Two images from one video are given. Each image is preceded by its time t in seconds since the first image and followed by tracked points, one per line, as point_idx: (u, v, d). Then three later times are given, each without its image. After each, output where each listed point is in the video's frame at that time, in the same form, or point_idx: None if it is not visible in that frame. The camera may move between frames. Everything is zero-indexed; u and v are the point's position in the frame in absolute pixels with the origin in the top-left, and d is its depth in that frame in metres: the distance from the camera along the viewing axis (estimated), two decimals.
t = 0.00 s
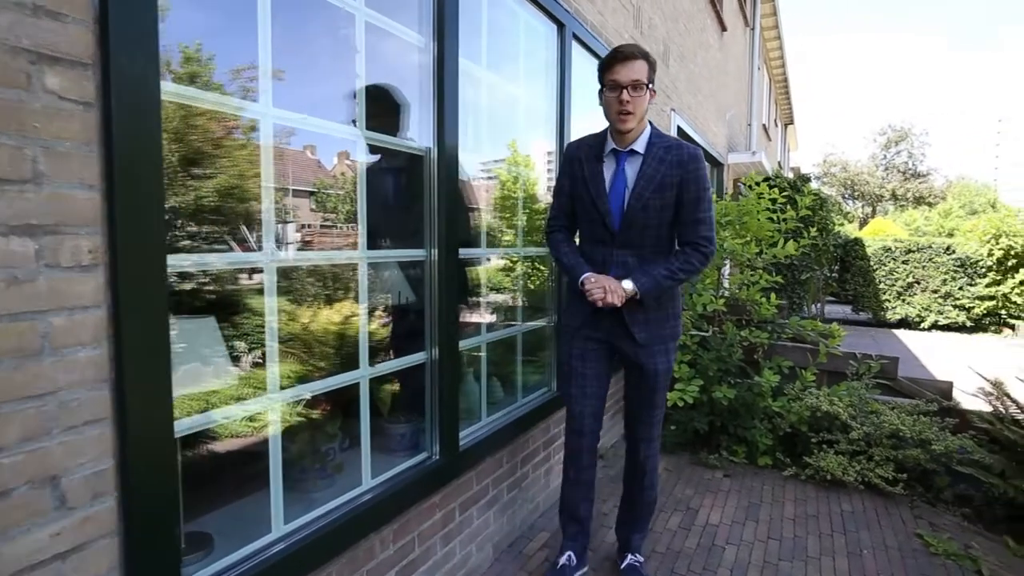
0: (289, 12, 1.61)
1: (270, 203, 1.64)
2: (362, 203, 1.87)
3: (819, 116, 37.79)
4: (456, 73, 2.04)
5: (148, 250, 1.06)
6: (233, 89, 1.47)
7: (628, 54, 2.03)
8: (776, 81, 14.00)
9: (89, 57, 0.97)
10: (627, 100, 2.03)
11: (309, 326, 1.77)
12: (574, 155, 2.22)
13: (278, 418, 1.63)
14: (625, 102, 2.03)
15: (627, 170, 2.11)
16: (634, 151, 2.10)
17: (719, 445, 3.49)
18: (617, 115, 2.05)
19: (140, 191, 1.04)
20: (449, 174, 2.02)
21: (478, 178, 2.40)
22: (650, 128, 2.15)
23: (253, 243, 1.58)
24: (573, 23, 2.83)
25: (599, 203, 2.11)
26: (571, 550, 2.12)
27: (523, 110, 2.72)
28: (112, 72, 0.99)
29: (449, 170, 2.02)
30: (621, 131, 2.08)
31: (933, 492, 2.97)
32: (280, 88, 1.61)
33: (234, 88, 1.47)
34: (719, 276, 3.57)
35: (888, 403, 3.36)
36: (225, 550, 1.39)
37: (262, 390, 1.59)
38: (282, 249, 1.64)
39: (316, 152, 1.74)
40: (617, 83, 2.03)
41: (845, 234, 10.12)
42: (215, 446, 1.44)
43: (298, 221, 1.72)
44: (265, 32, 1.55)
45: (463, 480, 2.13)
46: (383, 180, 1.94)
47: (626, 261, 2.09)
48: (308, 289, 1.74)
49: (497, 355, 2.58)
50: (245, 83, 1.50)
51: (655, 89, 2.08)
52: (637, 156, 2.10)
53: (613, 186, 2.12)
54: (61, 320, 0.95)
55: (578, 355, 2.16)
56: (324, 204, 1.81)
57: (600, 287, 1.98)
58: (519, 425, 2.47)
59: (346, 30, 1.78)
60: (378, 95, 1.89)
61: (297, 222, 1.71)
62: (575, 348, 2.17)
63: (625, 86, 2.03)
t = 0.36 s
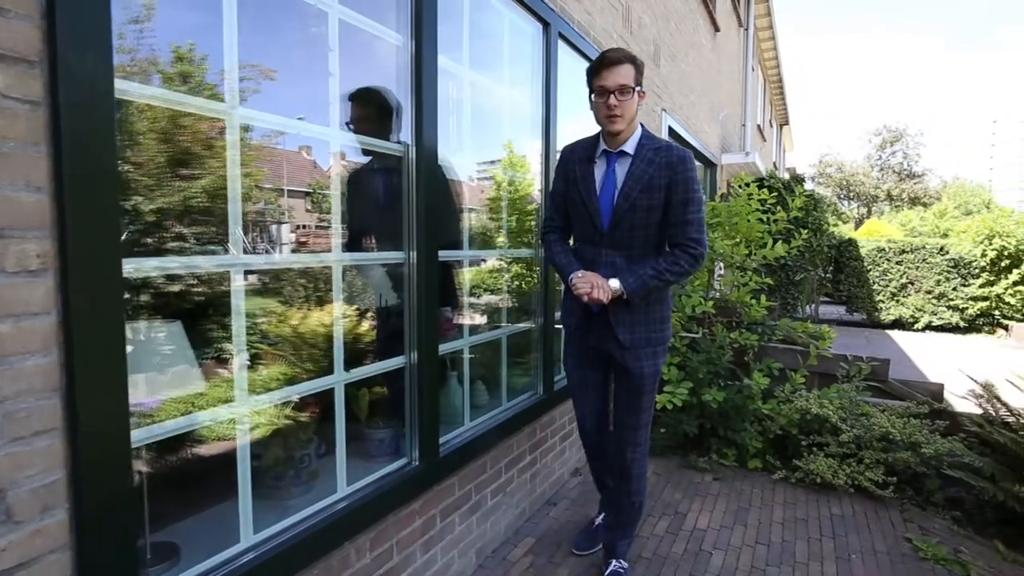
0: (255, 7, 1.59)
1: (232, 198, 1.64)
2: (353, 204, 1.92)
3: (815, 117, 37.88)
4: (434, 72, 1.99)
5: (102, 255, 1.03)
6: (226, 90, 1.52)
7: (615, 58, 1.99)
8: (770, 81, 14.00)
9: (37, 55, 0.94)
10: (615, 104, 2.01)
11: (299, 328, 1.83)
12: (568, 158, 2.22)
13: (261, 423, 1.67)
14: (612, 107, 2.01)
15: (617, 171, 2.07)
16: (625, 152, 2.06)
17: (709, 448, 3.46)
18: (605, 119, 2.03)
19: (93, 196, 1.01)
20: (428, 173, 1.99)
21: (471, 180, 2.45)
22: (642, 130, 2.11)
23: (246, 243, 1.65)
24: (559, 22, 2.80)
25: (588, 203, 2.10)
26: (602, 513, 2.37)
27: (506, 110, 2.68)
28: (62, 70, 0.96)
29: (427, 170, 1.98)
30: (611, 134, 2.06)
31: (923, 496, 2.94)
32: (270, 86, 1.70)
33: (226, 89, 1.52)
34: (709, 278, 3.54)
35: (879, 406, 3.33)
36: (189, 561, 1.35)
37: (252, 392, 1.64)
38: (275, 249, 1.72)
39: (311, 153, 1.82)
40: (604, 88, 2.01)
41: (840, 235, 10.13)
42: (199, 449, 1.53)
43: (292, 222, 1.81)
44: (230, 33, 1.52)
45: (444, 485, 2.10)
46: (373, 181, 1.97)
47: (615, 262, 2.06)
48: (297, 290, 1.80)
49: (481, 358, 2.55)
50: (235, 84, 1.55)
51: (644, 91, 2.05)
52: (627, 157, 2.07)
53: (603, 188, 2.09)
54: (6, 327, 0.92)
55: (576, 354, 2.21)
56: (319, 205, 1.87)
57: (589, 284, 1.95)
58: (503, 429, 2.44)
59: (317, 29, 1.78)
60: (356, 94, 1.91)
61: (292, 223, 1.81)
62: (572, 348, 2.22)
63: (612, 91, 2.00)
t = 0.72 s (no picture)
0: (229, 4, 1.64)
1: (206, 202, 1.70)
2: (358, 203, 1.98)
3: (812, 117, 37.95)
4: (417, 70, 1.95)
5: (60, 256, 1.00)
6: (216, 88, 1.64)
7: (590, 65, 1.96)
8: (767, 81, 13.99)
9: None
10: (593, 109, 1.98)
11: (290, 328, 1.88)
12: (553, 164, 2.21)
13: (252, 424, 1.71)
14: (591, 112, 1.99)
15: (599, 174, 2.05)
16: (605, 155, 2.04)
17: (701, 450, 3.44)
18: (585, 124, 2.01)
19: (49, 195, 0.98)
20: (411, 174, 1.95)
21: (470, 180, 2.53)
22: (624, 133, 2.08)
23: (242, 245, 1.76)
24: (547, 21, 2.77)
25: (571, 205, 2.08)
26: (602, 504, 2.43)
27: (492, 109, 2.65)
28: (16, 66, 0.93)
29: (410, 168, 1.95)
30: (592, 138, 2.03)
31: (916, 498, 2.94)
32: (262, 86, 1.81)
33: (218, 87, 1.64)
34: (700, 279, 3.52)
35: (871, 407, 3.30)
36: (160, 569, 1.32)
37: (242, 392, 1.69)
38: (270, 251, 1.81)
39: (308, 155, 1.85)
40: (582, 95, 1.99)
41: (835, 236, 10.13)
42: (189, 451, 1.58)
43: (288, 223, 1.89)
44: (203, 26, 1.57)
45: (428, 489, 2.07)
46: (372, 179, 1.97)
47: (598, 261, 2.04)
48: (293, 288, 1.86)
49: (468, 360, 2.53)
50: (226, 82, 1.67)
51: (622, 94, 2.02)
52: (608, 159, 2.04)
53: (586, 192, 2.07)
54: None
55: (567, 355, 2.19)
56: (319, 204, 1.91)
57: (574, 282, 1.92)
58: (490, 432, 2.41)
59: (294, 25, 1.79)
60: (336, 95, 1.91)
61: (287, 224, 1.89)
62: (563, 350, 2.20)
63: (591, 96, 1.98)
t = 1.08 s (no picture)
0: None
1: (182, 197, 1.66)
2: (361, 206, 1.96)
3: (811, 118, 37.98)
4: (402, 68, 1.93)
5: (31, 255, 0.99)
6: (209, 85, 1.65)
7: (570, 70, 1.94)
8: (764, 82, 13.99)
9: None
10: (572, 113, 1.97)
11: (285, 330, 1.82)
12: (542, 165, 2.19)
13: (245, 425, 1.70)
14: (569, 116, 1.97)
15: (586, 171, 2.03)
16: (592, 153, 2.02)
17: (694, 451, 3.42)
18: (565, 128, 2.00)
19: (14, 194, 0.96)
20: (395, 173, 1.94)
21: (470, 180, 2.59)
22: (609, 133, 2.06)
23: (239, 245, 1.77)
24: (537, 19, 2.75)
25: (559, 203, 2.06)
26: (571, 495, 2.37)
27: (481, 108, 2.63)
28: None
29: (394, 168, 1.94)
30: (575, 140, 2.02)
31: (909, 500, 2.91)
32: (257, 84, 1.77)
33: (212, 85, 1.66)
34: (693, 280, 3.50)
35: (865, 408, 3.27)
36: None
37: (233, 392, 1.68)
38: (268, 252, 1.81)
39: (307, 152, 1.86)
40: (563, 98, 1.97)
41: (832, 236, 10.12)
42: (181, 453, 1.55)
43: (285, 224, 1.86)
44: (179, 16, 1.53)
45: (415, 492, 2.05)
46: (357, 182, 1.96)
47: (584, 256, 2.02)
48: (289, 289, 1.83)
49: (458, 360, 2.51)
50: (220, 80, 1.68)
51: (603, 97, 2.00)
52: (595, 157, 2.02)
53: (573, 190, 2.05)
54: None
55: (553, 355, 2.16)
56: (315, 205, 1.92)
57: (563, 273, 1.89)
58: (479, 433, 2.39)
59: (271, 23, 1.73)
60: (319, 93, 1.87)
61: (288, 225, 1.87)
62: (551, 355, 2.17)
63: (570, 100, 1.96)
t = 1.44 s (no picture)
0: None
1: (169, 197, 1.64)
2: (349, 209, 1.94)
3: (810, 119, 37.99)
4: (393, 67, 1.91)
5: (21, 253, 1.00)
6: (208, 85, 1.69)
7: (555, 66, 1.93)
8: (763, 82, 13.99)
9: None
10: (554, 110, 1.96)
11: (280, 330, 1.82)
12: (533, 166, 2.16)
13: (240, 425, 1.72)
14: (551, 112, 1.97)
15: (579, 168, 2.02)
16: (585, 151, 2.01)
17: (690, 452, 3.41)
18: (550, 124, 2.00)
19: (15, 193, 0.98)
20: (386, 173, 1.91)
21: (469, 180, 2.62)
22: (600, 131, 2.05)
23: (237, 246, 1.79)
24: (531, 19, 2.74)
25: (552, 200, 2.04)
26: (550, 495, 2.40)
27: (475, 107, 2.62)
28: None
29: (386, 168, 1.91)
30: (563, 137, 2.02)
31: (906, 501, 2.90)
32: (253, 82, 1.78)
33: (208, 84, 1.69)
34: (689, 280, 3.50)
35: (861, 410, 3.26)
36: None
37: (227, 392, 1.68)
38: (269, 251, 1.81)
39: (306, 152, 1.85)
40: (547, 95, 1.98)
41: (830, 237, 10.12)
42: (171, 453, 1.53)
43: (285, 223, 1.85)
44: (164, 18, 1.51)
45: (407, 492, 2.04)
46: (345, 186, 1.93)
47: (580, 257, 2.00)
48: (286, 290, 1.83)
49: (452, 361, 2.50)
50: (217, 79, 1.72)
51: (591, 94, 1.98)
52: (588, 155, 2.02)
53: (565, 187, 2.03)
54: None
55: (546, 355, 2.14)
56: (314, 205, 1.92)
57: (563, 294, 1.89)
58: (472, 433, 2.38)
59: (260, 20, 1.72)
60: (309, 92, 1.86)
61: (285, 225, 1.86)
62: (543, 356, 2.15)
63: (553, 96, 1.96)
